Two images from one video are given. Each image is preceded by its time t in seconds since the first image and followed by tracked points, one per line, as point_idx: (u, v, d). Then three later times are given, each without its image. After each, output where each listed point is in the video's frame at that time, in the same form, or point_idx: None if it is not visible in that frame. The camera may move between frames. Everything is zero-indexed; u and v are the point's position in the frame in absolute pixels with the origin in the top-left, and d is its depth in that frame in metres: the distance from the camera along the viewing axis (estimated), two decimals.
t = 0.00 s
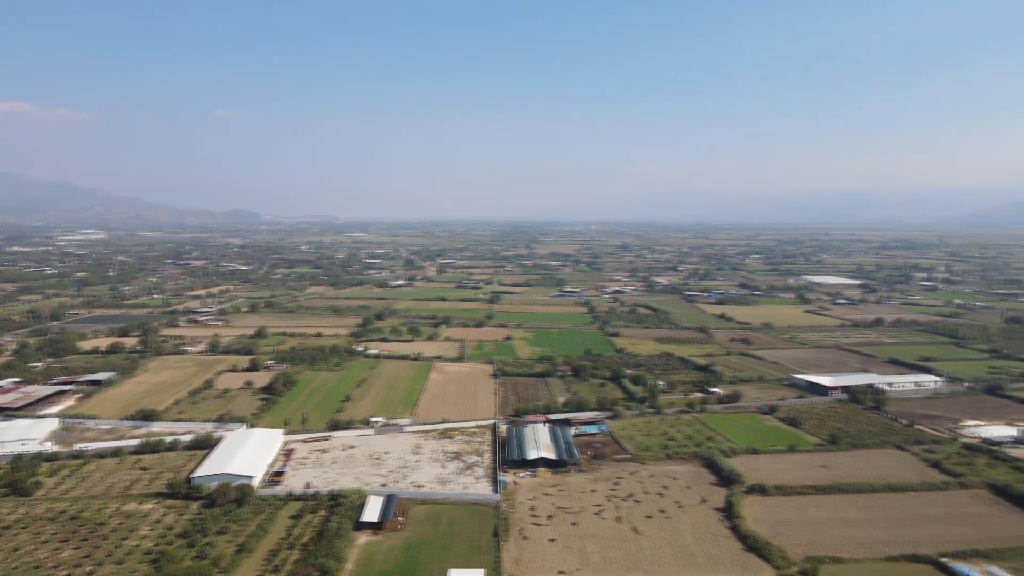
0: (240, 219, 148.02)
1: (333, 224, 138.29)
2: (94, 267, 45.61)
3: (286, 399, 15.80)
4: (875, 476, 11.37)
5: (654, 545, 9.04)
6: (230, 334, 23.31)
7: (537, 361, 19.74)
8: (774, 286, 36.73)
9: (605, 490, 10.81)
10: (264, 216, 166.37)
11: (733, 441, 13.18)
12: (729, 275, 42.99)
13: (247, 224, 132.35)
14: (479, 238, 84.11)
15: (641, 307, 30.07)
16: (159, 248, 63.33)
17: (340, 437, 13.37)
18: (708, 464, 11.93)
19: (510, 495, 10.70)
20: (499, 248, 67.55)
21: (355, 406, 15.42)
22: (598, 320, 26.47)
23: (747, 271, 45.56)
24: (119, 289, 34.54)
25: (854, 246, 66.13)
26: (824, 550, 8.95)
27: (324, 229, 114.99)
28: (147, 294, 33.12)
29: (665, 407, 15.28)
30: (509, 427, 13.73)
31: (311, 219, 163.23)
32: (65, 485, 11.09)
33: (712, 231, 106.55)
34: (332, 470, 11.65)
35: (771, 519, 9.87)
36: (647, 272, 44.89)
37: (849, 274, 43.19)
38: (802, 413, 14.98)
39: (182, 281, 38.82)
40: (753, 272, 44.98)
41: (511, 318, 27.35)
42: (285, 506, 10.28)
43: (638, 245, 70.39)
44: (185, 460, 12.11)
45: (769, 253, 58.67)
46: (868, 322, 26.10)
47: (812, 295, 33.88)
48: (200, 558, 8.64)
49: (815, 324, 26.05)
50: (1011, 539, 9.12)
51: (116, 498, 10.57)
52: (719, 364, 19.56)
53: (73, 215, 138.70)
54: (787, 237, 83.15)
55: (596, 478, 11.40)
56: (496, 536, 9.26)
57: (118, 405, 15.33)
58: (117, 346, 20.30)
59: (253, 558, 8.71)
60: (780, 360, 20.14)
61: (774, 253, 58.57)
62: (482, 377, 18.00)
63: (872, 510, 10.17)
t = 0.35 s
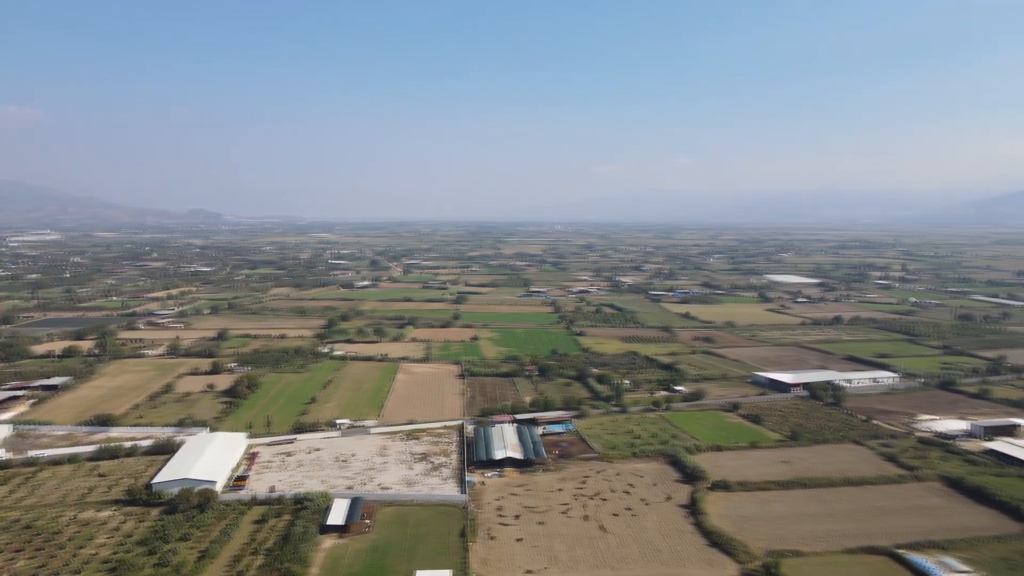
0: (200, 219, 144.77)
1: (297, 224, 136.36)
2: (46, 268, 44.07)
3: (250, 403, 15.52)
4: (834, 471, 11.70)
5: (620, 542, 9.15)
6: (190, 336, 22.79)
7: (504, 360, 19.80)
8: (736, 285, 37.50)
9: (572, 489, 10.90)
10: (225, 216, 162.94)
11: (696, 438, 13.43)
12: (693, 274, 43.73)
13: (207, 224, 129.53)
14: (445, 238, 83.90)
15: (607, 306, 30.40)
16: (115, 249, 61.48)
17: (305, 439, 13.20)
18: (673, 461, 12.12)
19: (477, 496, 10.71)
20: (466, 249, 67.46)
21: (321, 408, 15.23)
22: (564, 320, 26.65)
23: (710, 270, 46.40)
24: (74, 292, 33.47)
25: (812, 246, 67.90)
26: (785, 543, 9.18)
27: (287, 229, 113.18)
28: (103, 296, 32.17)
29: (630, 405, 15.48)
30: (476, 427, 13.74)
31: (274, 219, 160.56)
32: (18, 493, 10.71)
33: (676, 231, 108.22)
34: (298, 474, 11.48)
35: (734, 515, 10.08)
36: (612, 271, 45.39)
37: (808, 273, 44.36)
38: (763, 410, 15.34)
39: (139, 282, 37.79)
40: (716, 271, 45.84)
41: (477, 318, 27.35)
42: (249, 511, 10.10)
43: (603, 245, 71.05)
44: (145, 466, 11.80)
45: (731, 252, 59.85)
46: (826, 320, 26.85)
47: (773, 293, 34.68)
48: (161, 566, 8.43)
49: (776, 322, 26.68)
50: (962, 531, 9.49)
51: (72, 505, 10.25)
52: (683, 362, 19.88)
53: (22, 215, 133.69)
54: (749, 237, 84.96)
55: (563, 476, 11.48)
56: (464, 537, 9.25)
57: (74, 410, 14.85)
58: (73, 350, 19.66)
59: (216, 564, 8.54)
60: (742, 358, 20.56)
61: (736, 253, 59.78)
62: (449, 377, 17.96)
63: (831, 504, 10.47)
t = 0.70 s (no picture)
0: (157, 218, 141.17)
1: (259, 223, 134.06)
2: None
3: (211, 406, 15.17)
4: (794, 466, 12.01)
5: (586, 540, 9.24)
6: (149, 339, 22.19)
7: (470, 361, 19.79)
8: (699, 285, 38.17)
9: (538, 489, 10.96)
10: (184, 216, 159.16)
11: (661, 436, 13.63)
12: (657, 274, 44.34)
13: (165, 224, 126.39)
14: (411, 238, 83.40)
15: (573, 306, 30.63)
16: (67, 250, 59.41)
17: (268, 443, 12.97)
18: (638, 459, 12.28)
19: (444, 497, 10.68)
20: (432, 249, 67.09)
21: (284, 411, 14.99)
22: (529, 320, 26.74)
23: (674, 270, 47.13)
24: (24, 294, 32.25)
25: (773, 246, 69.47)
26: (747, 538, 9.39)
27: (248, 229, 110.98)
28: (56, 298, 31.08)
29: (596, 404, 15.62)
30: (442, 428, 13.70)
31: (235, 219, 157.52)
32: None
33: (640, 231, 109.63)
34: (261, 478, 11.29)
35: (698, 511, 10.27)
36: (578, 271, 45.74)
37: (769, 272, 45.40)
38: (726, 408, 15.65)
39: (95, 284, 36.64)
40: (679, 271, 46.57)
41: (443, 318, 27.26)
42: (210, 517, 9.88)
43: (569, 245, 71.62)
44: (101, 473, 11.45)
45: (694, 252, 60.89)
46: (786, 318, 27.52)
47: (734, 292, 35.36)
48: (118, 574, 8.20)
49: (737, 321, 27.24)
50: (917, 522, 9.82)
51: (25, 514, 9.89)
52: (647, 361, 20.16)
53: None
54: (712, 237, 86.55)
55: (529, 476, 11.53)
56: (431, 538, 9.22)
57: (26, 417, 14.31)
58: (24, 354, 18.95)
59: (176, 571, 8.34)
60: (705, 356, 20.93)
61: (699, 252, 60.85)
62: (415, 378, 17.86)
63: (791, 498, 10.74)
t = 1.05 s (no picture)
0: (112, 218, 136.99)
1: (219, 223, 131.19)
2: None
3: (171, 410, 14.79)
4: (755, 462, 12.29)
5: (553, 539, 9.30)
6: (105, 342, 21.52)
7: (436, 361, 19.73)
8: (663, 284, 38.72)
9: (505, 488, 10.99)
10: (140, 216, 154.79)
11: (626, 434, 13.80)
12: (622, 273, 44.82)
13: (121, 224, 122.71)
14: (376, 238, 82.65)
15: (539, 305, 30.77)
16: (15, 250, 57.16)
17: (230, 447, 12.71)
18: (604, 458, 12.42)
19: (410, 498, 10.63)
20: (397, 249, 66.57)
21: (247, 414, 14.70)
22: (495, 320, 26.77)
23: (638, 270, 47.72)
24: None
25: (734, 246, 70.82)
26: (710, 533, 9.57)
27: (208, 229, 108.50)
28: (6, 301, 29.92)
29: (562, 403, 15.73)
30: (409, 429, 13.62)
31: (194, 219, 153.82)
32: None
33: (606, 232, 110.68)
34: (223, 482, 11.06)
35: (663, 508, 10.43)
36: (544, 271, 45.95)
37: (731, 271, 46.31)
38: (690, 405, 15.93)
39: (46, 286, 35.36)
40: (643, 271, 47.16)
41: (409, 319, 27.10)
42: (171, 523, 9.65)
43: (534, 245, 72.34)
44: (57, 480, 11.07)
45: (658, 252, 61.75)
46: (747, 317, 28.12)
47: (697, 292, 35.95)
48: None
49: (701, 320, 27.74)
50: (873, 515, 10.15)
51: None
52: (612, 360, 20.37)
53: None
54: (675, 237, 87.92)
55: (496, 476, 11.56)
56: (398, 540, 9.17)
57: None
58: None
59: None
60: (669, 355, 21.26)
61: (663, 252, 61.74)
62: (381, 379, 17.71)
63: (753, 493, 10.99)
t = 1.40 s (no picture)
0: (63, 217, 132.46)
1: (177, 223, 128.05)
2: None
3: (129, 415, 14.37)
4: (718, 458, 12.54)
5: (519, 539, 9.34)
6: (58, 346, 20.78)
7: (401, 362, 19.60)
8: (628, 284, 39.18)
9: (471, 489, 10.98)
10: (93, 215, 150.00)
11: (592, 433, 13.92)
12: (587, 273, 45.20)
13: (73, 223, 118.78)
14: (340, 238, 81.68)
15: (505, 305, 30.83)
16: None
17: (191, 451, 12.41)
18: (570, 456, 12.52)
19: (376, 500, 10.54)
20: (362, 249, 65.84)
21: (208, 418, 14.37)
22: (461, 320, 26.73)
23: (603, 269, 48.19)
24: None
25: (697, 245, 72.03)
26: (674, 529, 9.73)
27: (166, 229, 105.75)
28: None
29: (528, 403, 15.81)
30: (374, 430, 13.50)
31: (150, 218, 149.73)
32: None
33: (571, 232, 111.43)
34: (183, 487, 10.80)
35: (628, 505, 10.56)
36: (509, 271, 46.05)
37: (694, 271, 47.09)
38: (654, 403, 16.16)
39: None
40: (608, 270, 47.64)
41: (374, 320, 26.86)
42: (130, 530, 9.39)
43: (499, 245, 72.71)
44: (8, 488, 10.67)
45: (622, 251, 62.43)
46: (709, 315, 28.66)
47: (661, 291, 36.44)
48: None
49: (665, 319, 28.15)
50: (831, 509, 10.46)
51: None
52: (578, 359, 20.52)
53: None
54: (639, 237, 89.03)
55: (462, 476, 11.54)
56: (364, 543, 9.09)
57: None
58: None
59: None
60: (634, 354, 21.53)
61: (627, 252, 62.45)
62: (346, 381, 17.52)
63: (716, 489, 11.21)
